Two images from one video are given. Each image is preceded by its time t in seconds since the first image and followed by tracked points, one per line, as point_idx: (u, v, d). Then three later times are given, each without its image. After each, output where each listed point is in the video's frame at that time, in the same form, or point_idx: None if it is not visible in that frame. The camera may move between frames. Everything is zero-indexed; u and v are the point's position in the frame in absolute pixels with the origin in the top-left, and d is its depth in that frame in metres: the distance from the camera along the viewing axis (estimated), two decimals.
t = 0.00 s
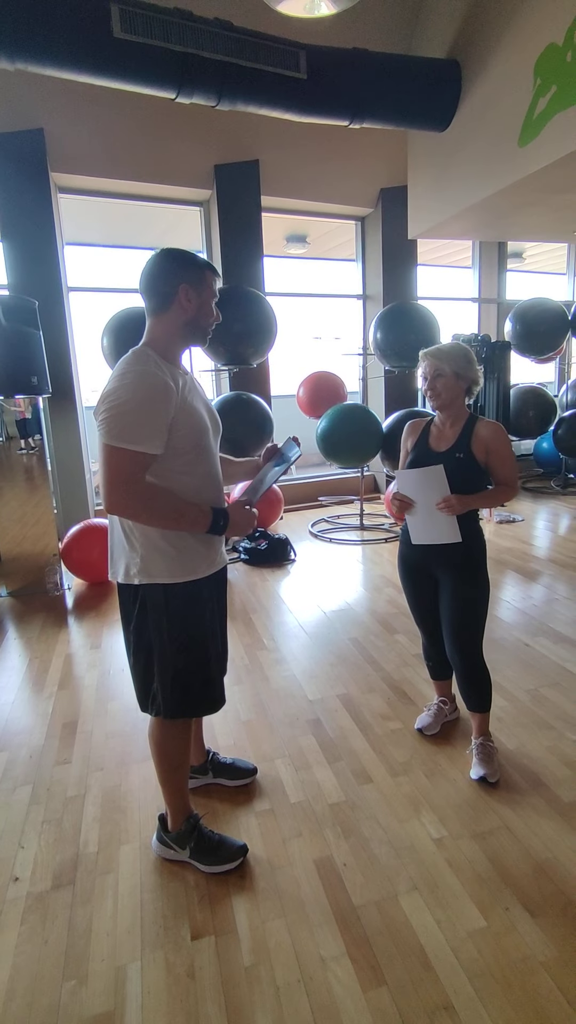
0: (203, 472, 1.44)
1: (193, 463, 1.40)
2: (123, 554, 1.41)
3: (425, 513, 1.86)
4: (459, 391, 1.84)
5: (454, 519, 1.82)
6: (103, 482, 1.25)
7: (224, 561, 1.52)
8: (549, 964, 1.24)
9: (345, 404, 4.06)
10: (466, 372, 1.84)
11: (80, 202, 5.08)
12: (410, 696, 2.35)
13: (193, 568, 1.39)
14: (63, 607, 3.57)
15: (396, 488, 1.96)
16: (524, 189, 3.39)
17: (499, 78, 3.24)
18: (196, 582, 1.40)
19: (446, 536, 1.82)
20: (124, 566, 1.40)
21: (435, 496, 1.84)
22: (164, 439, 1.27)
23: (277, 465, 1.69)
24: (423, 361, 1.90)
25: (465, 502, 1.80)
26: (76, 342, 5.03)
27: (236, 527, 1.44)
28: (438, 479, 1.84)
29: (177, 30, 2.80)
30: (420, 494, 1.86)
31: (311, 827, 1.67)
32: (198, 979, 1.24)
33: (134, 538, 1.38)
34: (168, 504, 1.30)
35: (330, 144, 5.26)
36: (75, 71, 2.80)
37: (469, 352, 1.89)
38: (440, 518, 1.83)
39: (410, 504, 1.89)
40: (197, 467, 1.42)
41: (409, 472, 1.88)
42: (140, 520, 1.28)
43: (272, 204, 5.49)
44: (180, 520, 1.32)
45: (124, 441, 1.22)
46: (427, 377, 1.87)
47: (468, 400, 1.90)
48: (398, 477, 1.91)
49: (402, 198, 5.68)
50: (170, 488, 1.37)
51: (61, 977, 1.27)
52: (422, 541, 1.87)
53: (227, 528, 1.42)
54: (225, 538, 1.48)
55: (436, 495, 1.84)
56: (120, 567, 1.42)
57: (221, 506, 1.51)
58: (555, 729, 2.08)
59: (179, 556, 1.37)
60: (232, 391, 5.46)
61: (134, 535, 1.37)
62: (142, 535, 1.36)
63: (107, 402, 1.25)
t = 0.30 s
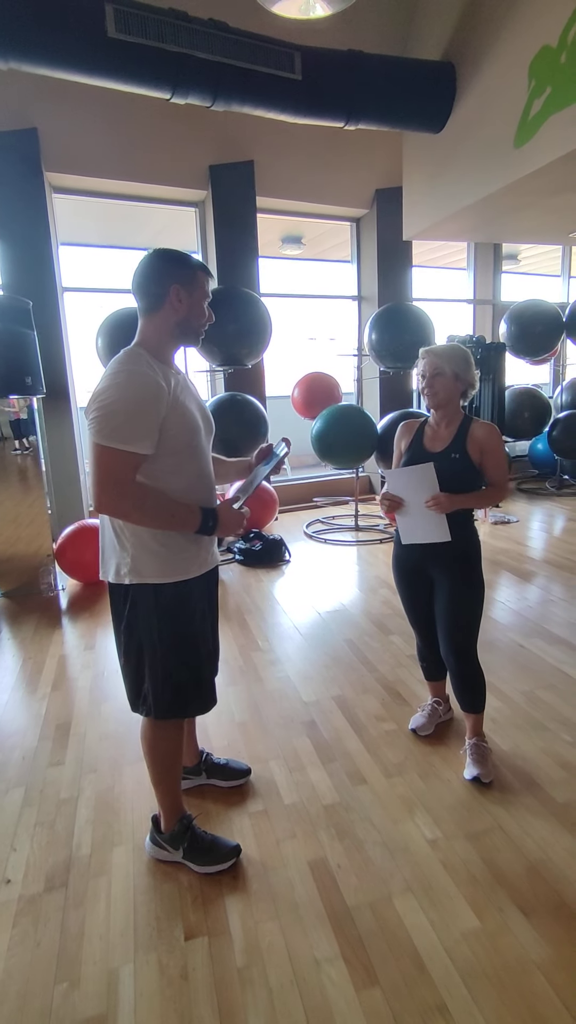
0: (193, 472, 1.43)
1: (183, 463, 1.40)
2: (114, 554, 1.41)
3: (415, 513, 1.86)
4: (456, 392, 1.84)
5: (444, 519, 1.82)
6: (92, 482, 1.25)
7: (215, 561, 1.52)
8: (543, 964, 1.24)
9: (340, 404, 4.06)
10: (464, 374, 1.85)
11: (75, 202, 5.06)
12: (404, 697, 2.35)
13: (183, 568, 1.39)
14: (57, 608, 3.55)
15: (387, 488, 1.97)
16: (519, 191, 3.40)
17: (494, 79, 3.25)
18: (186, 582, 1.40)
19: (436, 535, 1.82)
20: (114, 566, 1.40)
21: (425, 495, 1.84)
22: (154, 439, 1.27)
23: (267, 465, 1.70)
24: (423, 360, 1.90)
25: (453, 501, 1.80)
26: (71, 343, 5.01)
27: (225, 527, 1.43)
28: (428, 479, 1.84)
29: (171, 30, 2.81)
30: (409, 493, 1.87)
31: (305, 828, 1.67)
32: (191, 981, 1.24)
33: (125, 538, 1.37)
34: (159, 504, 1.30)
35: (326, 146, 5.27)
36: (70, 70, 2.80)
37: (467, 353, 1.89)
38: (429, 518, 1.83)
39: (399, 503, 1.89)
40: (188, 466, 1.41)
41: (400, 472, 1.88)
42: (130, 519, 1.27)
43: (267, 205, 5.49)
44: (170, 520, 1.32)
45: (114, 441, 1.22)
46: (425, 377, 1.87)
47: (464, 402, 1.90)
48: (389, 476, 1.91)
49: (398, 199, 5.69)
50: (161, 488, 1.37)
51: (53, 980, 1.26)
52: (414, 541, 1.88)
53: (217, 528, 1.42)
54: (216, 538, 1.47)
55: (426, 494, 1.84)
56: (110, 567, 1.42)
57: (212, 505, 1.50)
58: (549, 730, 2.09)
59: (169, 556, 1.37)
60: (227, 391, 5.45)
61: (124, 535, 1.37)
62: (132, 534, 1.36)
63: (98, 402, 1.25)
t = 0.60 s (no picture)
0: (191, 471, 1.43)
1: (181, 462, 1.40)
2: (111, 553, 1.41)
3: (419, 513, 1.87)
4: (455, 392, 1.85)
5: (449, 519, 1.82)
6: (90, 481, 1.25)
7: (213, 559, 1.52)
8: (538, 959, 1.25)
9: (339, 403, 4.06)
10: (463, 372, 1.85)
11: (72, 200, 5.04)
12: (402, 695, 2.36)
13: (180, 567, 1.39)
14: (55, 606, 3.55)
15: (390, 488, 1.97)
16: (517, 190, 3.41)
17: (492, 78, 3.25)
18: (183, 581, 1.40)
19: (441, 536, 1.83)
20: (112, 565, 1.40)
21: (428, 496, 1.85)
22: (151, 438, 1.27)
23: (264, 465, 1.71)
24: (421, 360, 1.91)
25: (457, 501, 1.81)
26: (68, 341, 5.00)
27: (224, 526, 1.44)
28: (432, 479, 1.85)
29: (170, 27, 2.81)
30: (413, 493, 1.87)
31: (303, 825, 1.68)
32: (190, 978, 1.24)
33: (122, 537, 1.37)
34: (156, 503, 1.30)
35: (324, 144, 5.27)
36: (68, 67, 2.79)
37: (467, 353, 1.90)
38: (433, 518, 1.84)
39: (402, 504, 1.89)
40: (185, 465, 1.41)
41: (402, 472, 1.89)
42: (127, 518, 1.27)
43: (265, 203, 5.48)
44: (167, 519, 1.32)
45: (111, 440, 1.22)
46: (424, 377, 1.87)
47: (463, 401, 1.91)
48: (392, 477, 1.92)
49: (396, 198, 5.69)
50: (158, 487, 1.37)
51: (52, 977, 1.26)
52: (416, 542, 1.88)
53: (215, 527, 1.42)
54: (214, 537, 1.47)
55: (430, 495, 1.84)
56: (108, 566, 1.42)
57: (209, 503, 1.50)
58: (546, 727, 2.10)
59: (166, 555, 1.37)
60: (225, 390, 5.45)
61: (122, 534, 1.37)
62: (129, 533, 1.36)
63: (96, 401, 1.25)
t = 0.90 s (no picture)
0: (190, 466, 1.43)
1: (180, 457, 1.40)
2: (110, 548, 1.41)
3: (418, 510, 1.86)
4: (456, 387, 1.85)
5: (448, 517, 1.82)
6: (88, 477, 1.25)
7: (212, 555, 1.52)
8: (537, 951, 1.26)
9: (337, 398, 4.06)
10: (463, 368, 1.85)
11: (70, 194, 5.01)
12: (401, 690, 2.36)
13: (178, 562, 1.39)
14: (54, 602, 3.55)
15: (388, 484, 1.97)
16: (517, 185, 3.40)
17: (492, 72, 3.23)
18: (182, 576, 1.40)
19: (439, 531, 1.83)
20: (110, 560, 1.39)
21: (428, 494, 1.85)
22: (150, 433, 1.27)
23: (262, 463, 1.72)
24: (421, 355, 1.90)
25: (457, 499, 1.81)
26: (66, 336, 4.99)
27: (223, 524, 1.43)
28: (432, 477, 1.84)
29: (168, 20, 2.80)
30: (412, 489, 1.87)
31: (303, 819, 1.68)
32: (191, 971, 1.25)
33: (121, 532, 1.37)
34: (155, 498, 1.29)
35: (322, 138, 5.24)
36: (66, 60, 2.77)
37: (467, 348, 1.90)
38: (432, 515, 1.84)
39: (401, 500, 1.89)
40: (184, 460, 1.41)
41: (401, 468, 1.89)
42: (126, 513, 1.27)
43: (263, 197, 5.46)
44: (166, 514, 1.31)
45: (109, 435, 1.21)
46: (425, 372, 1.87)
47: (463, 397, 1.91)
48: (390, 473, 1.92)
49: (395, 192, 5.67)
50: (156, 481, 1.36)
51: (53, 971, 1.26)
52: (415, 538, 1.88)
53: (214, 525, 1.41)
54: (213, 532, 1.47)
55: (429, 493, 1.84)
56: (106, 561, 1.41)
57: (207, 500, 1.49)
58: (545, 721, 2.11)
59: (165, 550, 1.37)
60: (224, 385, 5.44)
61: (121, 528, 1.37)
62: (129, 528, 1.36)
63: (93, 397, 1.24)
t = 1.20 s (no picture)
0: (186, 462, 1.43)
1: (176, 452, 1.39)
2: (109, 543, 1.40)
3: (417, 504, 1.86)
4: (455, 379, 1.84)
5: (447, 510, 1.82)
6: (83, 473, 1.24)
7: (212, 548, 1.52)
8: (535, 941, 1.27)
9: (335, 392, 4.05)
10: (463, 361, 1.85)
11: (66, 187, 4.98)
12: (400, 684, 2.37)
13: (177, 557, 1.38)
14: (52, 596, 3.55)
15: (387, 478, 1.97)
16: (516, 177, 3.38)
17: (491, 63, 3.21)
18: (182, 570, 1.40)
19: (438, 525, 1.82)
20: (110, 555, 1.39)
21: (427, 487, 1.84)
22: (145, 428, 1.26)
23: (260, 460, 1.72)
24: (422, 345, 1.90)
25: (456, 492, 1.81)
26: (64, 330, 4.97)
27: (220, 519, 1.43)
28: (430, 470, 1.84)
29: (164, 8, 2.77)
30: (412, 483, 1.87)
31: (302, 812, 1.69)
32: (191, 962, 1.25)
33: (119, 527, 1.37)
34: (151, 493, 1.29)
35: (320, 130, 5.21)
36: (61, 50, 2.76)
37: (467, 342, 1.89)
38: (431, 508, 1.84)
39: (400, 493, 1.89)
40: (180, 454, 1.41)
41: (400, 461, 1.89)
42: (122, 509, 1.27)
43: (261, 190, 5.43)
44: (162, 510, 1.31)
45: (103, 431, 1.21)
46: (425, 363, 1.87)
47: (463, 390, 1.90)
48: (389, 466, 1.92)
49: (393, 185, 5.64)
50: (153, 476, 1.36)
51: (54, 963, 1.27)
52: (414, 531, 1.88)
53: (210, 520, 1.41)
54: (211, 527, 1.47)
55: (429, 486, 1.84)
56: (106, 556, 1.41)
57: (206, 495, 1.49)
58: (542, 714, 2.12)
59: (164, 544, 1.36)
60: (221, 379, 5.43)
61: (119, 524, 1.36)
62: (127, 523, 1.36)
63: (87, 392, 1.23)
